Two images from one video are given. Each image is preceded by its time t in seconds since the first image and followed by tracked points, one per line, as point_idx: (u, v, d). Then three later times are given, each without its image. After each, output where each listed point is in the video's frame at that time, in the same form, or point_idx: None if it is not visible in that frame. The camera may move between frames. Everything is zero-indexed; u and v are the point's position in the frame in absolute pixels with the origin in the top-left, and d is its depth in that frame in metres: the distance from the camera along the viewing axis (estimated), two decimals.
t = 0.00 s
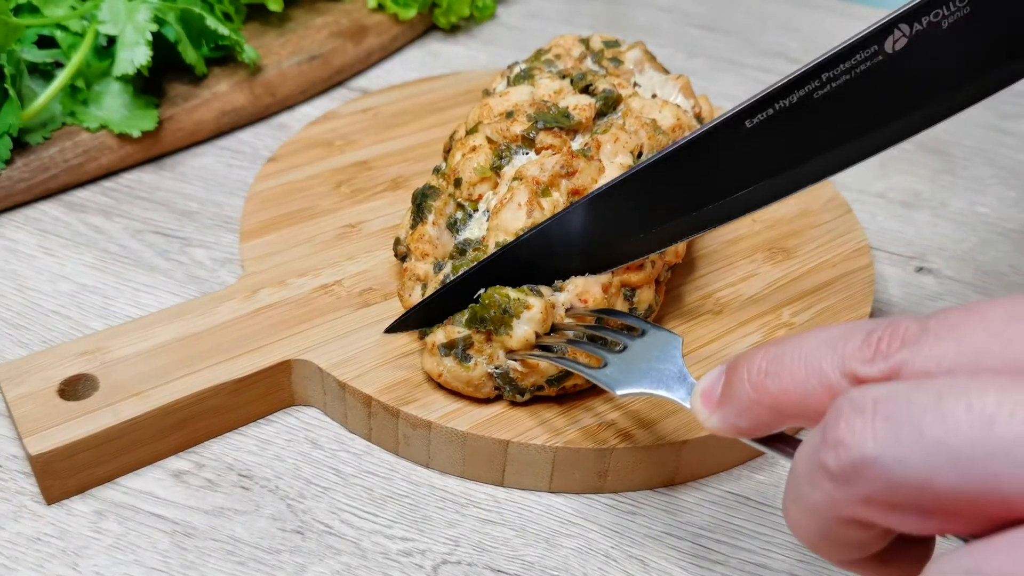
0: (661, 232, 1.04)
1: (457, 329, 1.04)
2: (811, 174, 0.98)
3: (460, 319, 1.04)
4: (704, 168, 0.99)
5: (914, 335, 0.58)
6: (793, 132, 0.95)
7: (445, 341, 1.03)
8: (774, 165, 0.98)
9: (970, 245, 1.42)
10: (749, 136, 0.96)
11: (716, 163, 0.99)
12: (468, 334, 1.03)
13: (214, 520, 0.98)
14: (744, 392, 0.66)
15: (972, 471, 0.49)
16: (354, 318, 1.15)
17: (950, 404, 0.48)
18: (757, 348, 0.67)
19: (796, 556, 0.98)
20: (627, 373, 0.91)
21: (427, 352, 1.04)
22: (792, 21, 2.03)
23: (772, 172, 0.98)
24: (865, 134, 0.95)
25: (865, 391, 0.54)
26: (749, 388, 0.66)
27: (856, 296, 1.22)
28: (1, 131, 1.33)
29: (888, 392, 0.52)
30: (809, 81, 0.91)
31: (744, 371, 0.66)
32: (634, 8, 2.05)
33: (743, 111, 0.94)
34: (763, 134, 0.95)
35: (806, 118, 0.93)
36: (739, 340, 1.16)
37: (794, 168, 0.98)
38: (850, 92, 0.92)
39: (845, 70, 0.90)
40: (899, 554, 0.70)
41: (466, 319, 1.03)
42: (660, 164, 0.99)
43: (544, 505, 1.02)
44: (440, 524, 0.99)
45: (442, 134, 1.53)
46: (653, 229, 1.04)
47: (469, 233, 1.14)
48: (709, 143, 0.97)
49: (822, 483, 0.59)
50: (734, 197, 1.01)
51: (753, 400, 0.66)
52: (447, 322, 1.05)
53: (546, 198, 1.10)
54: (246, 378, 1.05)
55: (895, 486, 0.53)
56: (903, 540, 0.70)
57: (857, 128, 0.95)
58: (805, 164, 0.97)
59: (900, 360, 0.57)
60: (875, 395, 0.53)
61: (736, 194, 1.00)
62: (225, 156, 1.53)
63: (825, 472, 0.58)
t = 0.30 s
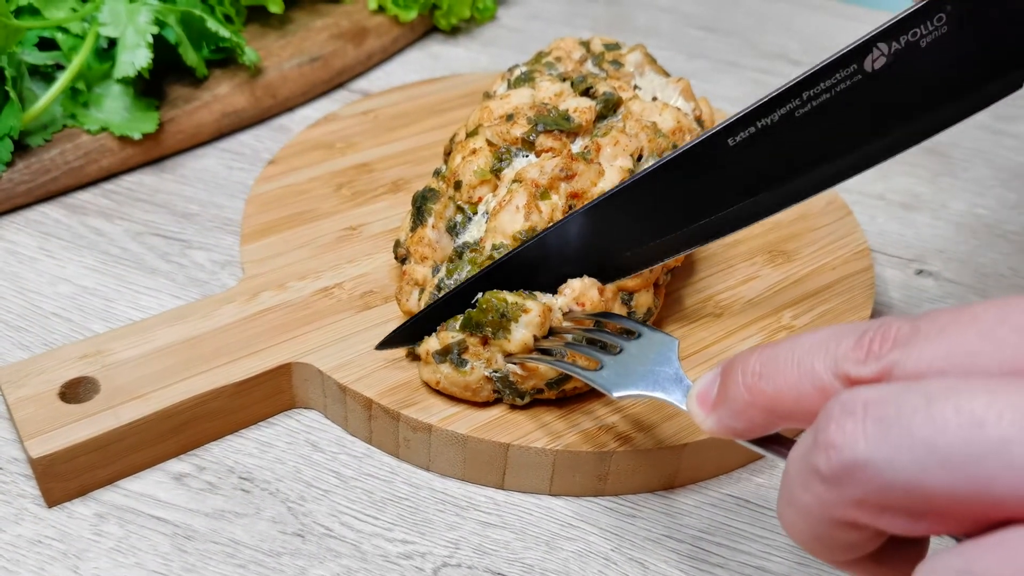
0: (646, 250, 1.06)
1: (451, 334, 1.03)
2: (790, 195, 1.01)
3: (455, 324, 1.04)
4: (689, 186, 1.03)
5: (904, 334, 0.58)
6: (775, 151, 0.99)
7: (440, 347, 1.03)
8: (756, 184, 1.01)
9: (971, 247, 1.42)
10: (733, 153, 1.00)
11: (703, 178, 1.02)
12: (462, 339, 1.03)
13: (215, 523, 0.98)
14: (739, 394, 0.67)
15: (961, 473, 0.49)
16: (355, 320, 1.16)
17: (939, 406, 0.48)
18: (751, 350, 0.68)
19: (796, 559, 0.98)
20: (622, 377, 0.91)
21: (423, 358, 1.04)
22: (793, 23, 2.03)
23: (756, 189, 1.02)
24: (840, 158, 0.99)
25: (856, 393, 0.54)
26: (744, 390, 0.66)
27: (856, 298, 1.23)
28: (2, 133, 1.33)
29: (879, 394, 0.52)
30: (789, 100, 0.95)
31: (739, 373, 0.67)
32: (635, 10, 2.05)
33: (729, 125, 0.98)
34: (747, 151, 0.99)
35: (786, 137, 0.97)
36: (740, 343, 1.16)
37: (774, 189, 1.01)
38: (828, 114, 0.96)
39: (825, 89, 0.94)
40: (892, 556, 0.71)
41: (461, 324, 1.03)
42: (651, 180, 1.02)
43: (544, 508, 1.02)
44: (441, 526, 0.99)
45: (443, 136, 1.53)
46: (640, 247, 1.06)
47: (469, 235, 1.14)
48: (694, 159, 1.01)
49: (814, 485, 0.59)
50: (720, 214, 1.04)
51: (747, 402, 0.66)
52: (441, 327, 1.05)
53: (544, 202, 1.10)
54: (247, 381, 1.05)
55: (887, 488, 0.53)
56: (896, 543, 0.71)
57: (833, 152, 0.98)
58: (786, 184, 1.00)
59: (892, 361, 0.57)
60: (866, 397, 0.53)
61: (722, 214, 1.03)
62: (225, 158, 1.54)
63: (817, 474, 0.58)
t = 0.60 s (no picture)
0: (641, 254, 1.07)
1: (460, 336, 1.02)
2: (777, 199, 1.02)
3: (462, 325, 1.03)
4: (683, 191, 1.03)
5: (902, 339, 0.58)
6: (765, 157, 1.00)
7: (448, 348, 1.02)
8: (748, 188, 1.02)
9: (971, 248, 1.42)
10: (727, 157, 1.00)
11: (701, 177, 1.02)
12: (471, 341, 1.02)
13: (216, 523, 0.98)
14: (738, 397, 0.67)
15: (957, 478, 0.49)
16: (358, 320, 1.16)
17: (936, 412, 0.49)
18: (749, 353, 0.68)
19: (796, 559, 0.99)
20: (621, 380, 0.91)
21: (428, 358, 1.04)
22: (793, 23, 2.03)
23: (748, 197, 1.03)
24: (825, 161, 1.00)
25: (853, 398, 0.54)
26: (743, 393, 0.66)
27: (856, 298, 1.23)
28: (3, 133, 1.33)
29: (876, 399, 0.53)
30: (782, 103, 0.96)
31: (738, 376, 0.67)
32: (635, 10, 2.05)
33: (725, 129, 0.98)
34: (739, 156, 1.00)
35: (775, 141, 0.98)
36: (741, 343, 1.16)
37: (771, 189, 1.02)
38: (816, 119, 0.97)
39: (815, 91, 0.95)
40: (891, 558, 0.70)
41: (468, 326, 1.02)
42: (648, 184, 1.03)
43: (545, 508, 1.03)
44: (442, 527, 1.00)
45: (444, 136, 1.53)
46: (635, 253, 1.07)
47: (473, 235, 1.14)
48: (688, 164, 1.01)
49: (813, 490, 0.59)
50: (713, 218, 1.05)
51: (746, 406, 0.66)
52: (450, 326, 1.04)
53: (549, 199, 1.10)
54: (249, 380, 1.06)
55: (885, 493, 0.53)
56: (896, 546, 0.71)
57: (819, 157, 1.00)
58: (777, 188, 1.02)
59: (890, 365, 0.58)
60: (863, 402, 0.53)
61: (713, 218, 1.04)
62: (226, 158, 1.54)
63: (816, 479, 0.58)
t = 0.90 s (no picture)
0: (640, 270, 1.07)
1: (452, 334, 1.03)
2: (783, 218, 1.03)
3: (455, 324, 1.03)
4: (685, 206, 1.04)
5: (888, 338, 0.58)
6: (769, 176, 1.01)
7: (441, 348, 1.03)
8: (752, 204, 1.03)
9: (969, 248, 1.42)
10: (730, 177, 1.01)
11: (701, 196, 1.03)
12: (464, 339, 1.03)
13: (212, 523, 0.98)
14: (728, 396, 0.66)
15: (940, 474, 0.50)
16: (357, 318, 1.16)
17: (920, 408, 0.49)
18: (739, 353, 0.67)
19: (796, 560, 0.98)
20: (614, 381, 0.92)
21: (424, 360, 1.04)
22: (791, 23, 2.03)
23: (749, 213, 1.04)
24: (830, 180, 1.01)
25: (839, 395, 0.55)
26: (734, 392, 0.66)
27: (855, 295, 1.23)
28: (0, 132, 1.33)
29: (861, 396, 0.53)
30: (780, 128, 0.97)
31: (728, 375, 0.66)
32: (634, 9, 2.05)
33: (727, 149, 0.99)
34: (743, 175, 1.01)
35: (784, 160, 0.99)
36: (740, 340, 1.16)
37: (770, 208, 1.03)
38: (820, 140, 0.98)
39: (816, 116, 0.96)
40: (882, 553, 0.71)
41: (462, 324, 1.03)
42: (652, 200, 1.03)
43: (543, 507, 1.02)
44: (438, 526, 1.00)
45: (442, 134, 1.53)
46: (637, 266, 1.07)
47: (471, 233, 1.14)
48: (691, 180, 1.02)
49: (799, 486, 0.59)
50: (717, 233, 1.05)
51: (737, 404, 0.66)
52: (442, 328, 1.05)
53: (547, 199, 1.10)
54: (250, 378, 1.06)
55: (869, 490, 0.54)
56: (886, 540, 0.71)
57: (823, 177, 1.01)
58: (778, 207, 1.03)
59: (877, 362, 0.58)
60: (849, 399, 0.54)
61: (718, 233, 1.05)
62: (224, 158, 1.54)
63: (801, 475, 0.58)
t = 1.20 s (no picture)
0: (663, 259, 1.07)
1: (458, 336, 1.03)
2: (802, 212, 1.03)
3: (460, 326, 1.04)
4: (705, 197, 1.04)
5: (885, 342, 0.58)
6: (789, 168, 1.01)
7: (446, 348, 1.03)
8: (771, 197, 1.03)
9: (970, 252, 1.42)
10: (755, 165, 1.01)
11: (727, 184, 1.03)
12: (469, 342, 1.03)
13: (215, 526, 0.99)
14: (726, 401, 0.67)
15: (934, 479, 0.50)
16: (360, 321, 1.16)
17: (915, 414, 0.50)
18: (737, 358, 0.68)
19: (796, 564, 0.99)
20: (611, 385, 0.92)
21: (429, 358, 1.04)
22: (792, 25, 2.03)
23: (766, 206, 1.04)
24: (853, 176, 1.00)
25: (835, 401, 0.55)
26: (730, 397, 0.67)
27: (856, 299, 1.23)
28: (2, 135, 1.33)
29: (855, 402, 0.54)
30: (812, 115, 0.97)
31: (726, 380, 0.68)
32: (635, 11, 2.05)
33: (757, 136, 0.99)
34: (766, 164, 1.01)
35: (809, 149, 0.99)
36: (741, 344, 1.16)
37: (799, 196, 1.02)
38: (847, 132, 0.97)
39: (848, 104, 0.95)
40: (878, 559, 0.71)
41: (467, 326, 1.03)
42: (673, 192, 1.04)
43: (544, 511, 1.03)
44: (440, 529, 1.00)
45: (444, 137, 1.53)
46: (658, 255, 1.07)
47: (475, 235, 1.14)
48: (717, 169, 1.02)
49: (795, 491, 0.60)
50: (734, 226, 1.06)
51: (733, 410, 0.67)
52: (449, 328, 1.05)
53: (551, 200, 1.11)
54: (253, 381, 1.06)
55: (864, 495, 0.54)
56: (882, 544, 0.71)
57: (856, 165, 0.99)
58: (807, 194, 1.02)
59: (871, 367, 0.58)
60: (844, 405, 0.54)
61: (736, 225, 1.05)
62: (226, 160, 1.54)
63: (797, 481, 0.59)
